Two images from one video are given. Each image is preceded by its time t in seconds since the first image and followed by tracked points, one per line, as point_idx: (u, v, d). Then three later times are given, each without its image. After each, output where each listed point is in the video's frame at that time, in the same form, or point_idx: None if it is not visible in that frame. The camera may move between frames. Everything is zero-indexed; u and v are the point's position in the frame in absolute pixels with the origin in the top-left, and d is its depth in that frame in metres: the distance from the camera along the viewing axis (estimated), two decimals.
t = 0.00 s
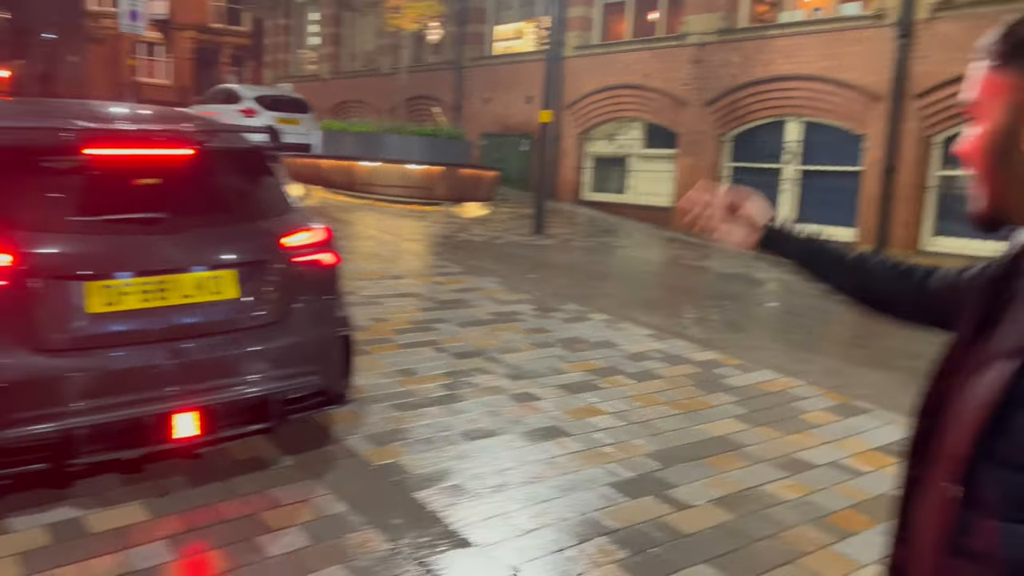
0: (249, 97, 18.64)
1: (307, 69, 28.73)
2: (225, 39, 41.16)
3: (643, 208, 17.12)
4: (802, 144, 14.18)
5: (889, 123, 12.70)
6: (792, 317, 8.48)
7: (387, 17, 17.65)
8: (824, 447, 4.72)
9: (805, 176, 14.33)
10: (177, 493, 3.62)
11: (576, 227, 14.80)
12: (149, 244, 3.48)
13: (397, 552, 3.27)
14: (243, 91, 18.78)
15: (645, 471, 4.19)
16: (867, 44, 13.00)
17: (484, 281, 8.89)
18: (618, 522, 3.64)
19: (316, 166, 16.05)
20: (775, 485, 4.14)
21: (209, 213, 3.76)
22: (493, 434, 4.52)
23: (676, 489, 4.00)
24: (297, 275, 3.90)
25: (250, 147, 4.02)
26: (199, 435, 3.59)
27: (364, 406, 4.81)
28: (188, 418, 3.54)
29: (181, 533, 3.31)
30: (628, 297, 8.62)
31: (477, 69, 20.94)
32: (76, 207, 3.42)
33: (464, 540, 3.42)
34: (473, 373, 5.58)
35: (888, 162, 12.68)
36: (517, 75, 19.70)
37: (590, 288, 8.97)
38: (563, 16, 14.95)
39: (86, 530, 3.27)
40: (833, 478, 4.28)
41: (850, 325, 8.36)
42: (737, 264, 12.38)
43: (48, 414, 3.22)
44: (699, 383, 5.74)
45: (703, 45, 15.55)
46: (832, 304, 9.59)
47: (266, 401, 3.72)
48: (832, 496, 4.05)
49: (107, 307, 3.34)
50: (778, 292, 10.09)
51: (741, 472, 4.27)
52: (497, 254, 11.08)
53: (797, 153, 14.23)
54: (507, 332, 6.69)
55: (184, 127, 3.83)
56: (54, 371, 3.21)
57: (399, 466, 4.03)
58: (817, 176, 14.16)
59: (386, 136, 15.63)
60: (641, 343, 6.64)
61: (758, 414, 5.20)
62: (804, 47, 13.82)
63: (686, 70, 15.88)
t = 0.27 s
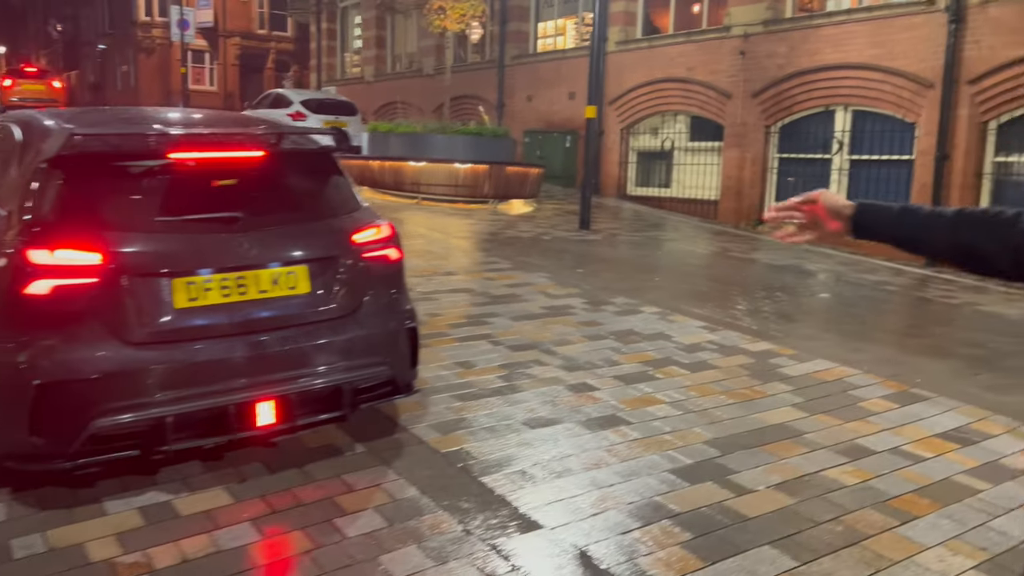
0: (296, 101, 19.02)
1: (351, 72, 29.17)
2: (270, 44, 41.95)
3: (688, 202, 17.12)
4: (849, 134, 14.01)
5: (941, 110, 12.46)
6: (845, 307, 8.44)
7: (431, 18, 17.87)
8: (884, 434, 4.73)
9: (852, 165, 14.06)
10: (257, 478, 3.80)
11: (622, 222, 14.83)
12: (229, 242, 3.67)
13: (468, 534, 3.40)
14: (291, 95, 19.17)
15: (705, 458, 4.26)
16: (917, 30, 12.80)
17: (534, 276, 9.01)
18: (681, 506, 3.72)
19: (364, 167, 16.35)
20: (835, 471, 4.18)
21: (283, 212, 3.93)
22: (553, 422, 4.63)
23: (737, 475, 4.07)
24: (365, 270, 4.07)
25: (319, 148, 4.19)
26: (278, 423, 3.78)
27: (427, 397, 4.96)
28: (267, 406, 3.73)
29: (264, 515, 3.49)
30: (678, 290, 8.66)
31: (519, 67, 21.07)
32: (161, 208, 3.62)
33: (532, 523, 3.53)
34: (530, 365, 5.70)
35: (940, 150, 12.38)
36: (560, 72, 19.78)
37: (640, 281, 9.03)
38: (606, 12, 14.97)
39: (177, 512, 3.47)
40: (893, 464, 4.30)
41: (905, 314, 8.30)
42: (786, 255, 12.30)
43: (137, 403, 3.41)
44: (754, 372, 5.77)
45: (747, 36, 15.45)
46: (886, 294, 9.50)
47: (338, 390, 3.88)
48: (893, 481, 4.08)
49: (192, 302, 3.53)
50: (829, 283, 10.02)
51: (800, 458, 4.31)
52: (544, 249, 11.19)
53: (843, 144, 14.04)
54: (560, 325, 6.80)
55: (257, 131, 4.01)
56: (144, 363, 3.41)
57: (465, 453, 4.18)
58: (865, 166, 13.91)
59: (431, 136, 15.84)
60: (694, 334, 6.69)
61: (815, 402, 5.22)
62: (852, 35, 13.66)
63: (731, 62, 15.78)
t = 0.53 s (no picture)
0: (343, 106, 19.34)
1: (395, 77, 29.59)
2: (315, 51, 42.69)
3: (734, 203, 17.02)
4: (900, 132, 13.84)
5: (996, 108, 12.11)
6: (899, 307, 8.35)
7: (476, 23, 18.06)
8: (944, 433, 4.71)
9: (902, 165, 13.88)
10: (328, 470, 3.94)
11: (667, 223, 14.81)
12: (302, 243, 3.81)
13: (534, 527, 3.48)
14: (338, 101, 19.50)
15: (764, 456, 4.29)
16: (970, 27, 12.55)
17: (583, 277, 9.08)
18: (742, 502, 3.76)
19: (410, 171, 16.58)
20: (897, 469, 4.18)
21: (351, 214, 4.08)
22: (610, 420, 4.70)
23: (798, 472, 4.10)
24: (429, 270, 4.19)
25: (384, 152, 4.33)
26: (348, 417, 3.91)
27: (486, 394, 5.07)
28: (338, 401, 3.87)
29: (337, 506, 3.62)
30: (729, 290, 8.66)
31: (562, 69, 21.15)
32: (237, 211, 3.78)
33: (595, 516, 3.60)
34: (584, 364, 5.78)
35: (995, 149, 12.03)
36: (603, 74, 19.81)
37: (689, 281, 9.05)
38: (650, 13, 14.97)
39: (254, 502, 3.61)
40: (955, 463, 4.29)
41: (961, 314, 8.19)
42: (835, 256, 12.18)
43: (216, 396, 3.56)
44: (809, 372, 5.77)
45: (794, 36, 15.32)
46: (940, 294, 9.37)
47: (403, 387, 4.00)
48: (956, 480, 4.06)
49: (268, 301, 3.68)
50: (880, 283, 9.92)
51: (860, 457, 4.32)
52: (591, 250, 11.25)
53: (894, 143, 13.89)
54: (612, 325, 6.86)
55: (326, 136, 4.15)
56: (223, 359, 3.56)
57: (526, 449, 4.27)
58: (917, 165, 13.70)
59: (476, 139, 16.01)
60: (746, 334, 6.71)
61: (872, 402, 5.21)
62: (902, 33, 13.48)
63: (777, 62, 15.67)
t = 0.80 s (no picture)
0: (393, 118, 19.63)
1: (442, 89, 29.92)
2: (364, 63, 43.39)
3: (785, 214, 16.86)
4: (956, 143, 13.57)
5: None
6: (955, 322, 8.21)
7: (524, 36, 18.23)
8: (1006, 452, 4.63)
9: (959, 176, 13.64)
10: (388, 478, 4.05)
11: (715, 235, 14.73)
12: (366, 256, 3.93)
13: (591, 538, 3.53)
14: (388, 113, 19.80)
15: (820, 471, 4.27)
16: None
17: (633, 289, 9.10)
18: (799, 517, 3.76)
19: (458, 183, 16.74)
20: (956, 487, 4.13)
21: (412, 229, 4.19)
22: (664, 433, 4.73)
23: (855, 488, 4.08)
24: (487, 282, 4.28)
25: (443, 168, 4.44)
26: (408, 426, 4.01)
27: (540, 405, 5.14)
28: (399, 410, 3.97)
29: (398, 512, 3.71)
30: (780, 303, 8.60)
31: (609, 81, 21.19)
32: (304, 225, 3.92)
33: (652, 528, 3.64)
34: (636, 376, 5.81)
35: None
36: (651, 86, 19.80)
37: (739, 294, 9.01)
38: (700, 25, 14.93)
39: (318, 507, 3.73)
40: (1017, 482, 4.22)
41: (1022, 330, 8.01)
42: (889, 269, 12.00)
43: (282, 404, 3.70)
44: (865, 387, 5.71)
45: (847, 46, 15.15)
46: (998, 308, 9.17)
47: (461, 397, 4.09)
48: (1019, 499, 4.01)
49: (333, 312, 3.81)
50: (936, 297, 9.75)
51: (918, 474, 4.28)
52: (639, 262, 11.26)
53: (951, 153, 13.63)
54: (663, 338, 6.88)
55: (388, 152, 4.28)
56: (289, 368, 3.70)
57: (581, 460, 4.32)
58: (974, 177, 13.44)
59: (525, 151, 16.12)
60: (799, 348, 6.66)
61: (930, 419, 5.14)
62: (958, 43, 13.24)
63: (829, 72, 15.50)
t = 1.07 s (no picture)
0: (432, 132, 19.83)
1: (481, 103, 30.20)
2: (403, 77, 43.92)
3: (826, 228, 16.69)
4: (1003, 157, 13.40)
5: None
6: (1003, 340, 8.05)
7: (563, 51, 18.37)
8: None
9: (1007, 191, 13.45)
10: (430, 488, 4.09)
11: (755, 249, 14.62)
12: (412, 269, 4.00)
13: (632, 552, 3.54)
14: (427, 127, 20.01)
15: (864, 489, 4.22)
16: None
17: (672, 303, 9.08)
18: (843, 535, 3.72)
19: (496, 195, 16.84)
20: (1004, 508, 4.06)
21: (457, 242, 4.25)
22: (705, 448, 4.71)
23: (900, 507, 4.03)
24: (529, 295, 4.33)
25: (487, 182, 4.49)
26: (449, 437, 4.07)
27: (579, 418, 5.15)
28: (441, 421, 4.03)
29: (441, 522, 3.75)
30: (822, 319, 8.51)
31: (648, 94, 21.19)
32: (351, 238, 4.00)
33: (693, 544, 3.63)
34: (676, 391, 5.79)
35: None
36: (689, 99, 19.74)
37: (780, 309, 8.93)
38: (740, 38, 14.86)
39: (362, 516, 3.78)
40: None
41: None
42: (934, 284, 11.81)
43: (328, 413, 3.77)
44: (910, 405, 5.63)
45: (890, 59, 14.98)
46: None
47: (503, 409, 4.13)
48: None
49: (379, 323, 3.88)
50: (982, 314, 9.57)
51: (965, 494, 4.21)
52: (678, 276, 11.22)
53: (998, 167, 13.44)
54: (703, 352, 6.85)
55: (434, 167, 4.35)
56: (336, 378, 3.77)
57: (622, 474, 4.33)
58: None
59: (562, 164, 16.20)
60: (842, 365, 6.59)
61: (978, 438, 5.05)
62: (1005, 56, 13.01)
63: (872, 86, 15.33)
